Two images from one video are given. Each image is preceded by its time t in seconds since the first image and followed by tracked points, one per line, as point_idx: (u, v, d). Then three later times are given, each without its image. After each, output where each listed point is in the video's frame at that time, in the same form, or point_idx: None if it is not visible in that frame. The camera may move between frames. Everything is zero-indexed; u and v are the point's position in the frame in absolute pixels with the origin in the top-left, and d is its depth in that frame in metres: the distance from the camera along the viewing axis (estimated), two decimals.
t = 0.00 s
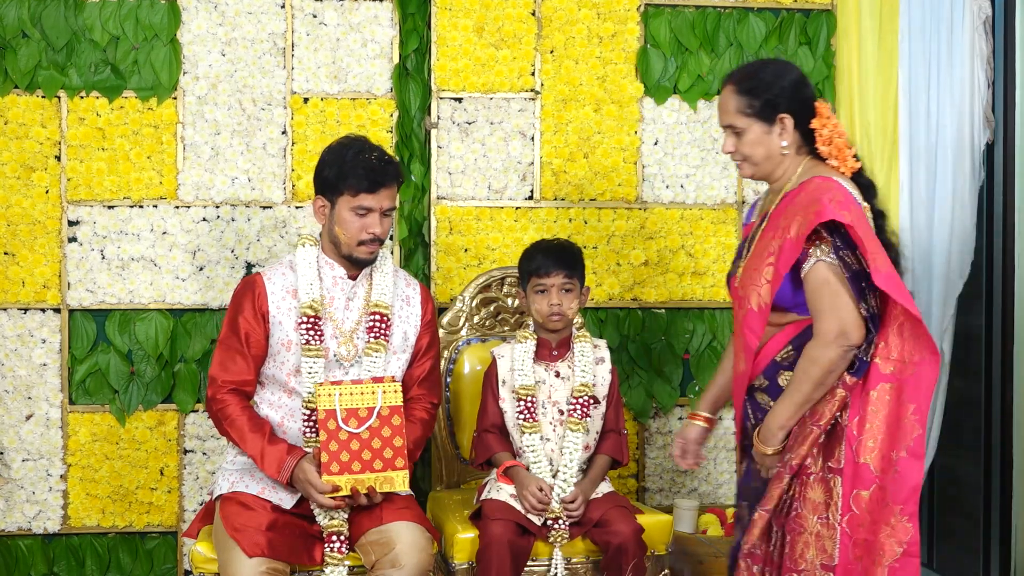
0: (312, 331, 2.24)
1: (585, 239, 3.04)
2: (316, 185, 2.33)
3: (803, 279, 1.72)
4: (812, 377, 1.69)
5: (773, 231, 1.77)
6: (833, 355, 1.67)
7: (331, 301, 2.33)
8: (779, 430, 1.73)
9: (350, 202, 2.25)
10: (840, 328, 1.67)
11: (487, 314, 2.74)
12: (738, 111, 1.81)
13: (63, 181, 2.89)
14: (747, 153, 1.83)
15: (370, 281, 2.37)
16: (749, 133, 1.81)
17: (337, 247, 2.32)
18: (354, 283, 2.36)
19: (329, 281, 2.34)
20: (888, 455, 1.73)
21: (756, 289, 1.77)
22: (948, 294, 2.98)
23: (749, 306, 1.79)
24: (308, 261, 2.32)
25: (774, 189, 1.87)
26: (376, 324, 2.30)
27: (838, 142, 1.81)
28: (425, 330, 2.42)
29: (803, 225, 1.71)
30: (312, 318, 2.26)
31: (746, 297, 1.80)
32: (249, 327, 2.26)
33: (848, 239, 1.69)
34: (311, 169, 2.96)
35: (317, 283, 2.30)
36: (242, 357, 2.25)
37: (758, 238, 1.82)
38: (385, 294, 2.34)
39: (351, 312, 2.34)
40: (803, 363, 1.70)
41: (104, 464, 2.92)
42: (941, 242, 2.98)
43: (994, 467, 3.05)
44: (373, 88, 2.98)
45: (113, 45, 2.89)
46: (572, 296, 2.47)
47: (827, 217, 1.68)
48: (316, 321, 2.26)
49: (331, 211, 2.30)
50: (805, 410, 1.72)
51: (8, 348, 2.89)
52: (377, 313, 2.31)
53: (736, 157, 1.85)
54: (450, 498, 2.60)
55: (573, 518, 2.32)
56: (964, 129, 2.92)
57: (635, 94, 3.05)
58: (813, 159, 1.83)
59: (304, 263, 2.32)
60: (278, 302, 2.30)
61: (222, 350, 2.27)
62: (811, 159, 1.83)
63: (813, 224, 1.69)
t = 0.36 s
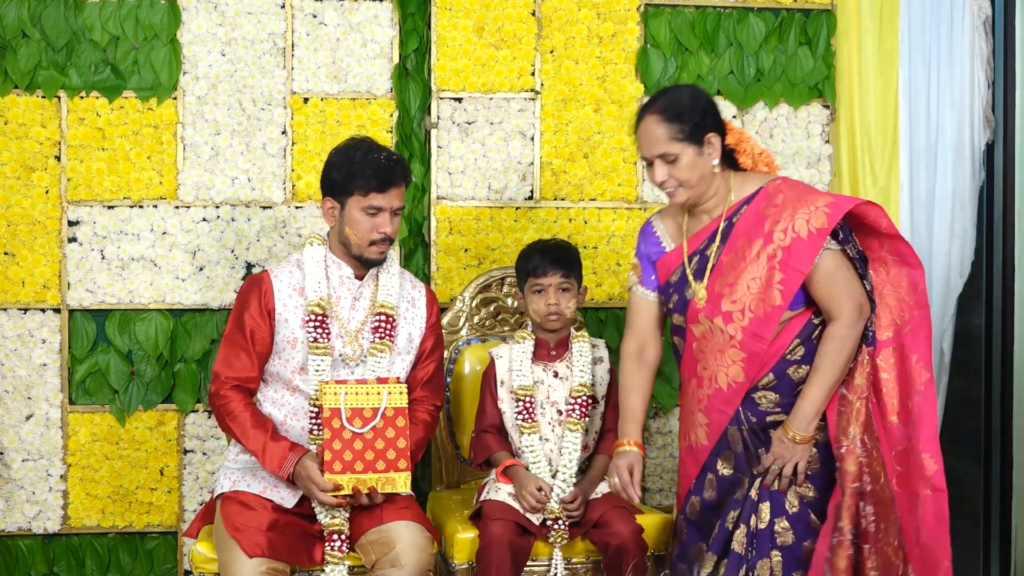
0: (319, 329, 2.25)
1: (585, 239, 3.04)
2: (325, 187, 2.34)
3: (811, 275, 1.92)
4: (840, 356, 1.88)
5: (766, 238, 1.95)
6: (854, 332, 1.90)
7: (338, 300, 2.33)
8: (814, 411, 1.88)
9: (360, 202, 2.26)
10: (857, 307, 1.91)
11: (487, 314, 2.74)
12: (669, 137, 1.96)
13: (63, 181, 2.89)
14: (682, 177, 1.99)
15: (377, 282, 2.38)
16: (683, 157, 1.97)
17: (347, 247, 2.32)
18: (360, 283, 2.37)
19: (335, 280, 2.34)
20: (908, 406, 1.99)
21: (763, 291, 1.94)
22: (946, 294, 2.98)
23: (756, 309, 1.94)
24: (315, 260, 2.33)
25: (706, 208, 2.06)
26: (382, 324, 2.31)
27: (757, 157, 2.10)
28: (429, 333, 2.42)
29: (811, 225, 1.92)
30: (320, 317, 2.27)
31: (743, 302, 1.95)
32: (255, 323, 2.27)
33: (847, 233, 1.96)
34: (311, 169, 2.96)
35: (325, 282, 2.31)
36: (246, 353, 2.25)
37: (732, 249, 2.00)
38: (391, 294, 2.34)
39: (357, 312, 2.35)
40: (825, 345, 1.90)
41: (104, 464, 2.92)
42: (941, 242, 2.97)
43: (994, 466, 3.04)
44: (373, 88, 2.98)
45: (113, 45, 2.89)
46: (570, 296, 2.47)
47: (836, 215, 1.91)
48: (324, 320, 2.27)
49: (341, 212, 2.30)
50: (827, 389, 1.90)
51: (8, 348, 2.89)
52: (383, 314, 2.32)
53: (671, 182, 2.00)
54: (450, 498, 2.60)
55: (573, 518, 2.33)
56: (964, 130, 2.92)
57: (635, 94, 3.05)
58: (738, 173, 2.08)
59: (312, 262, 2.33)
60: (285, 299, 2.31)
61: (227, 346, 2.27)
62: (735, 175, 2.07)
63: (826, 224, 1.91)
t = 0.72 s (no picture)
0: (325, 329, 2.25)
1: (585, 239, 3.04)
2: (330, 186, 2.34)
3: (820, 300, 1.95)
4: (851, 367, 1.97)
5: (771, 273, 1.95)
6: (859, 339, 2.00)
7: (343, 300, 2.33)
8: (832, 421, 1.96)
9: (363, 200, 2.27)
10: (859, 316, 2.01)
11: (487, 314, 2.74)
12: (648, 198, 1.88)
13: (63, 181, 2.89)
14: (666, 238, 1.91)
15: (381, 282, 2.38)
16: (665, 216, 1.90)
17: (350, 246, 2.32)
18: (365, 283, 2.37)
19: (340, 280, 2.35)
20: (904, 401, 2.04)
21: (778, 325, 1.95)
22: (946, 294, 2.98)
23: (772, 343, 1.96)
24: (321, 259, 2.33)
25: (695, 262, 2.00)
26: (386, 325, 2.31)
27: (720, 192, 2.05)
28: (432, 335, 2.42)
29: (815, 252, 1.93)
30: (325, 315, 2.27)
31: (758, 341, 1.96)
32: (260, 322, 2.27)
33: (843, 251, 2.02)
34: (311, 169, 2.96)
35: (330, 282, 2.31)
36: (251, 351, 2.25)
37: (738, 291, 1.97)
38: (395, 295, 2.34)
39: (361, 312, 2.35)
40: (836, 357, 1.98)
41: (104, 464, 2.92)
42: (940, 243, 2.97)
43: (994, 465, 3.04)
44: (373, 88, 2.98)
45: (113, 45, 2.89)
46: (567, 296, 2.47)
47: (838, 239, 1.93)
48: (329, 319, 2.27)
49: (344, 210, 2.31)
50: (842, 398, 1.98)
51: (8, 348, 2.89)
52: (387, 314, 2.31)
53: (654, 244, 1.91)
54: (449, 498, 2.60)
55: (572, 518, 2.33)
56: (965, 130, 2.94)
57: (635, 94, 3.05)
58: (710, 224, 2.04)
59: (318, 261, 2.33)
60: (290, 298, 2.31)
61: (231, 344, 2.27)
62: (707, 228, 2.02)
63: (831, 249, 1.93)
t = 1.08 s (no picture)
0: (326, 330, 2.25)
1: (585, 239, 3.04)
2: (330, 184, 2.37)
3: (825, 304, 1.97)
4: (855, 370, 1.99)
5: (777, 276, 1.95)
6: (864, 345, 2.02)
7: (344, 301, 2.33)
8: (836, 424, 1.98)
9: (359, 193, 2.29)
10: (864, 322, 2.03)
11: (487, 314, 2.74)
12: (667, 178, 1.92)
13: (63, 181, 2.89)
14: (679, 221, 1.92)
15: (383, 283, 2.38)
16: (682, 199, 1.92)
17: (349, 244, 2.32)
18: (367, 283, 2.37)
19: (342, 281, 2.35)
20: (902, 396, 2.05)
21: (783, 328, 1.94)
22: (946, 294, 2.97)
23: (778, 346, 1.95)
24: (323, 260, 2.33)
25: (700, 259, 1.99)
26: (387, 326, 2.30)
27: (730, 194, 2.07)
28: (434, 336, 2.42)
29: (823, 257, 1.96)
30: (327, 316, 2.27)
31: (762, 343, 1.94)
32: (262, 322, 2.27)
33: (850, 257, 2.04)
34: (311, 169, 2.96)
35: (332, 282, 2.31)
36: (252, 352, 2.25)
37: (743, 293, 1.96)
38: (397, 296, 2.34)
39: (363, 313, 2.35)
40: (841, 362, 2.00)
41: (104, 464, 2.92)
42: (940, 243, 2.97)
43: (994, 466, 3.02)
44: (373, 88, 2.98)
45: (113, 45, 2.89)
46: (566, 296, 2.47)
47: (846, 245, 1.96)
48: (331, 319, 2.27)
49: (341, 207, 2.32)
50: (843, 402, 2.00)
51: (8, 348, 2.89)
52: (389, 316, 2.31)
53: (669, 225, 1.92)
54: (449, 498, 2.60)
55: (572, 518, 2.33)
56: (964, 130, 2.91)
57: (635, 94, 3.05)
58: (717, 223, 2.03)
59: (319, 262, 2.33)
60: (291, 298, 2.31)
61: (232, 344, 2.27)
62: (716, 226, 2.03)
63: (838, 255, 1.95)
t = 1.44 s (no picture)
0: (326, 332, 2.25)
1: (585, 239, 3.04)
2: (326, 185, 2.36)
3: (812, 295, 1.96)
4: (816, 366, 1.95)
5: (772, 256, 1.98)
6: (835, 351, 1.96)
7: (343, 301, 2.33)
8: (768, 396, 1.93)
9: (360, 195, 2.28)
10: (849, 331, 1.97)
11: (487, 314, 2.74)
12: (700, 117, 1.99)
13: (63, 181, 2.89)
14: (699, 162, 2.00)
15: (382, 283, 2.38)
16: (708, 141, 1.99)
17: (350, 244, 2.32)
18: (365, 284, 2.37)
19: (340, 282, 2.35)
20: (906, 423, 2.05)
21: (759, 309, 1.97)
22: (945, 294, 2.98)
23: (753, 321, 1.98)
24: (321, 260, 2.33)
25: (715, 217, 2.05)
26: (387, 327, 2.30)
27: (769, 168, 2.14)
28: (432, 336, 2.42)
29: (822, 247, 1.95)
30: (325, 317, 2.27)
31: (740, 317, 1.98)
32: (261, 324, 2.27)
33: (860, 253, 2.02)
34: (311, 169, 2.96)
35: (330, 282, 2.31)
36: (252, 354, 2.25)
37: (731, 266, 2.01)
38: (396, 296, 2.34)
39: (362, 313, 2.35)
40: (805, 350, 1.96)
41: (104, 464, 2.92)
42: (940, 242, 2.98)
43: (995, 467, 3.03)
44: (373, 88, 2.98)
45: (113, 45, 2.89)
46: (567, 296, 2.47)
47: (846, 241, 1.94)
48: (329, 320, 2.27)
49: (341, 207, 2.32)
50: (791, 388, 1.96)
51: (8, 348, 2.89)
52: (388, 316, 2.31)
53: (688, 162, 2.00)
54: (449, 499, 2.60)
55: (572, 518, 2.33)
56: (964, 130, 2.96)
57: (635, 94, 3.05)
58: (745, 184, 2.09)
59: (318, 262, 2.33)
60: (289, 300, 2.31)
61: (232, 345, 2.27)
62: (743, 185, 2.09)
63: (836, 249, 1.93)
